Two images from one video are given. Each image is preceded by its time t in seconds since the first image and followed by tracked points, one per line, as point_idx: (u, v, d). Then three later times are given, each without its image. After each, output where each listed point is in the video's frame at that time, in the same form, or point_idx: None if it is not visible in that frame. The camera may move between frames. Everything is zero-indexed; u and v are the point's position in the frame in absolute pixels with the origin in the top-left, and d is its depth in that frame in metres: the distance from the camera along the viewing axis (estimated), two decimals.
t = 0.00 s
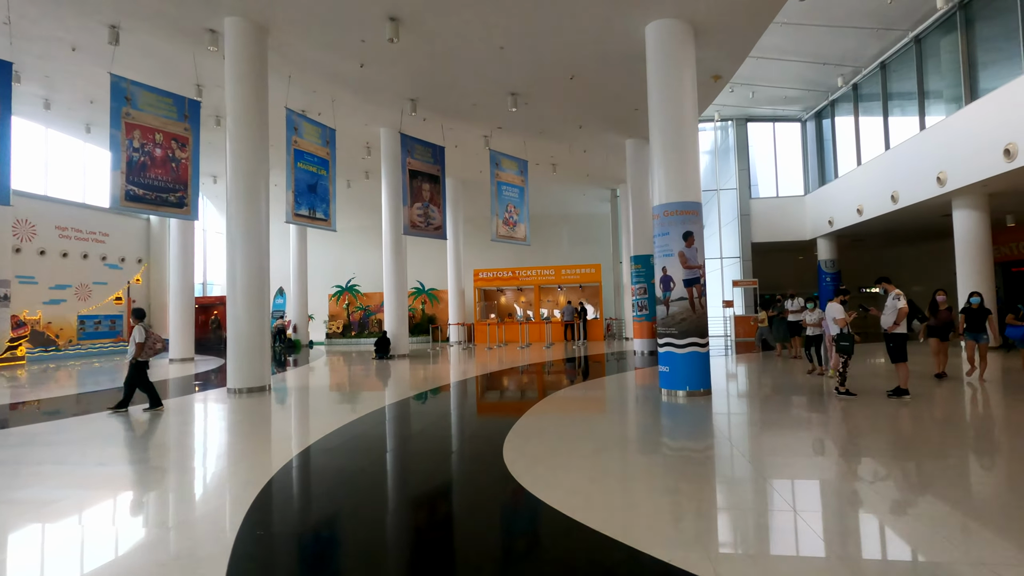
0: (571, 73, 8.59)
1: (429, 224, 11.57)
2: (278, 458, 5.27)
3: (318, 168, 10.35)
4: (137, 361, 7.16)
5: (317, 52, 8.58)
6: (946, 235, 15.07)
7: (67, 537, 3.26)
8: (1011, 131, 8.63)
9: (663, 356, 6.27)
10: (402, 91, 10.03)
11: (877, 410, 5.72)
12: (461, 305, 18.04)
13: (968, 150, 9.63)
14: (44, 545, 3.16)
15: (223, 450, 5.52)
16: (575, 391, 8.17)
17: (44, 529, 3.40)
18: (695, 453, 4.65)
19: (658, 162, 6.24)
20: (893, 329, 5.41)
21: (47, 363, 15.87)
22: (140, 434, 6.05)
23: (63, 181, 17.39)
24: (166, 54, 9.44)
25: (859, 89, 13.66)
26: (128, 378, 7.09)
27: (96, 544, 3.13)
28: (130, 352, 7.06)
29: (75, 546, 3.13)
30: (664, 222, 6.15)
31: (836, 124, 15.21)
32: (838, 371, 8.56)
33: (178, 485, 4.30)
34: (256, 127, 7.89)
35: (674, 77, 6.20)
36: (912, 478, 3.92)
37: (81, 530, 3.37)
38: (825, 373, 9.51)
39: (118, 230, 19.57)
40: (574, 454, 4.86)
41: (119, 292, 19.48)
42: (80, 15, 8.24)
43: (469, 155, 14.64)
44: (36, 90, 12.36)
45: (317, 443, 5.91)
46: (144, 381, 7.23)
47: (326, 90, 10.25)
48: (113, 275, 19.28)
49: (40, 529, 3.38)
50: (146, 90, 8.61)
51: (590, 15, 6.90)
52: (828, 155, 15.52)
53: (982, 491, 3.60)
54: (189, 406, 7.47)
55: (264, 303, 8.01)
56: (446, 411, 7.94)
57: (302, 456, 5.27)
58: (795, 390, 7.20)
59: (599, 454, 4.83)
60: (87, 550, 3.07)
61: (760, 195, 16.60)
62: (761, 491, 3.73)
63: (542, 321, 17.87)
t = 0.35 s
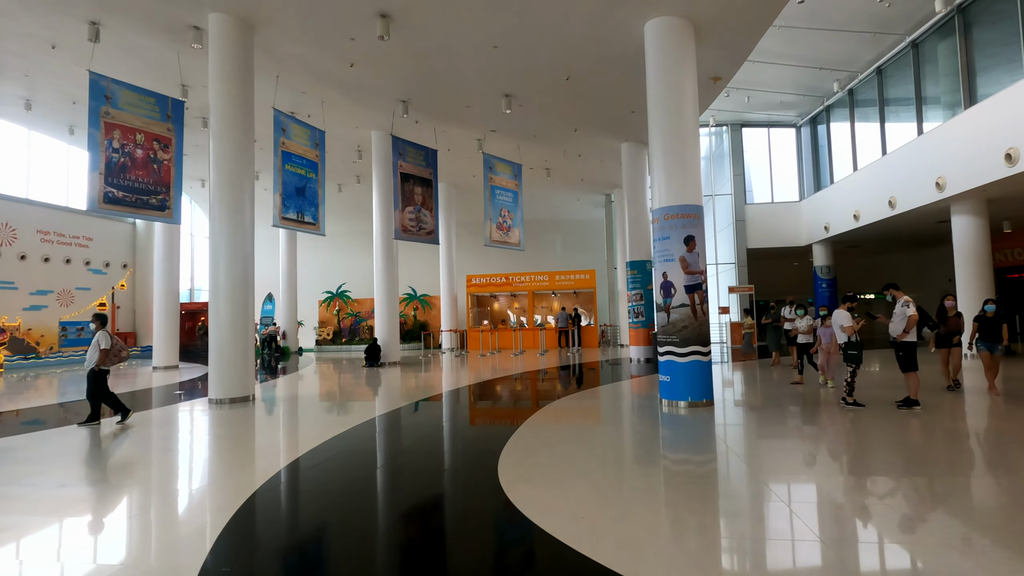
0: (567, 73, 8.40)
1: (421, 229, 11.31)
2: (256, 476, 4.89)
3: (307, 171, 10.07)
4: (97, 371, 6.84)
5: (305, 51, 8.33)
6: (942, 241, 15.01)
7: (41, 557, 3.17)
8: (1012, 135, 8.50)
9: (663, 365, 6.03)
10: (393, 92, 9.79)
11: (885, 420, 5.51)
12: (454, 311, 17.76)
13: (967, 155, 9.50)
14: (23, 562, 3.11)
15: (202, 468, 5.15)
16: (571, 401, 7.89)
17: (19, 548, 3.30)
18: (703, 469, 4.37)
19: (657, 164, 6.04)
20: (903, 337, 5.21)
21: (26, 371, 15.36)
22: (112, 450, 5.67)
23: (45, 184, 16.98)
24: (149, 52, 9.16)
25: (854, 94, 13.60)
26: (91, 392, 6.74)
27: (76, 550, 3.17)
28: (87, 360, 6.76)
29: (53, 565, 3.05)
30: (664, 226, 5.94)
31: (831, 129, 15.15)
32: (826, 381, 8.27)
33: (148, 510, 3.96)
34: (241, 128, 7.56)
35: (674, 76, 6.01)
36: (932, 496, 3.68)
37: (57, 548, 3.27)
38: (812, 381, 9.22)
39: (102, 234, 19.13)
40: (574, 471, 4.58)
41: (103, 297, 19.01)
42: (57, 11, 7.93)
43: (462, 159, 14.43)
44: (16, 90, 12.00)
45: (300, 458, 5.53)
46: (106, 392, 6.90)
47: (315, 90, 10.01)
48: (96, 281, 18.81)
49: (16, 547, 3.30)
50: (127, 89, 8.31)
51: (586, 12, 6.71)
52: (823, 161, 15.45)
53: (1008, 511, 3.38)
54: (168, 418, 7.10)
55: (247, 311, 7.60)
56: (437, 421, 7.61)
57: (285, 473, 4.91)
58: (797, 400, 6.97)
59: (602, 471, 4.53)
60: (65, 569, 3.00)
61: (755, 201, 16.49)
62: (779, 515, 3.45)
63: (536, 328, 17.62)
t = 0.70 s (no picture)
0: (560, 82, 8.24)
1: (408, 239, 11.02)
2: (225, 501, 4.49)
3: (291, 178, 9.75)
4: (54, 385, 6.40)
5: (291, 54, 8.09)
6: (928, 258, 15.12)
7: None
8: (1004, 151, 8.47)
9: (660, 382, 5.80)
10: (381, 99, 9.57)
11: (889, 440, 5.31)
12: (441, 324, 17.43)
13: (960, 171, 9.47)
14: None
15: (169, 492, 4.73)
16: (562, 419, 7.60)
17: None
18: (708, 495, 4.10)
19: (654, 173, 5.86)
20: (907, 354, 5.03)
21: None
22: (67, 473, 5.20)
23: (19, 190, 16.40)
24: (128, 53, 8.83)
25: (843, 111, 13.70)
26: (44, 408, 6.31)
27: None
28: (42, 374, 6.35)
29: None
30: (662, 237, 5.74)
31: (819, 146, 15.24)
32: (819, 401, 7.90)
33: (102, 545, 3.56)
34: (222, 133, 7.18)
35: (672, 84, 5.85)
36: (957, 526, 3.43)
37: None
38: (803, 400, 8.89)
39: (78, 242, 18.52)
40: (572, 498, 4.24)
41: (77, 308, 18.35)
42: (30, 8, 7.60)
43: (451, 169, 14.24)
44: None
45: (276, 481, 5.12)
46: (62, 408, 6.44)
47: (301, 96, 9.75)
48: (70, 290, 18.15)
49: None
50: (102, 90, 7.97)
51: (581, 19, 6.56)
52: (812, 177, 15.52)
53: None
54: (134, 437, 6.61)
55: (224, 325, 7.11)
56: (423, 440, 7.22)
57: (258, 499, 4.50)
58: (795, 418, 6.77)
59: (599, 497, 4.22)
60: None
61: (744, 216, 16.47)
62: (795, 549, 3.18)
63: (525, 342, 17.33)
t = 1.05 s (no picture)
0: (561, 78, 8.03)
1: (404, 241, 10.76)
2: (210, 516, 4.21)
3: (284, 178, 9.50)
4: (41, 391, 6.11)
5: (284, 51, 7.87)
6: (929, 262, 14.99)
7: None
8: (1012, 151, 8.28)
9: (667, 389, 5.56)
10: (377, 98, 9.36)
11: (907, 449, 5.08)
12: (438, 328, 17.17)
13: (967, 172, 9.27)
14: None
15: (150, 506, 4.45)
16: (562, 426, 7.35)
17: None
18: (723, 509, 3.84)
19: (660, 171, 5.65)
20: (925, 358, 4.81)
21: None
22: (40, 486, 4.90)
23: (8, 193, 16.11)
24: (116, 50, 8.60)
25: (846, 112, 13.55)
26: (21, 412, 6.01)
27: None
28: (25, 381, 6.04)
29: None
30: (668, 237, 5.53)
31: (821, 148, 15.09)
32: (823, 408, 7.48)
33: (71, 567, 3.29)
34: (211, 132, 6.91)
35: (678, 79, 5.65)
36: (992, 543, 3.18)
37: None
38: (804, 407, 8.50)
39: (69, 246, 18.22)
40: (577, 512, 3.99)
41: (67, 312, 18.01)
42: (12, 2, 7.36)
43: (448, 171, 14.02)
44: None
45: (264, 492, 4.83)
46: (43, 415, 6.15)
47: (295, 94, 9.52)
48: (60, 294, 17.81)
49: None
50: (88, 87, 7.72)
51: (583, 12, 6.34)
52: (813, 179, 15.36)
53: None
54: (116, 446, 6.32)
55: (212, 330, 6.83)
56: (419, 447, 6.95)
57: (244, 512, 4.23)
58: (804, 425, 6.54)
59: (608, 511, 3.96)
60: None
61: (745, 219, 16.29)
62: (822, 571, 2.92)
63: (523, 346, 17.08)
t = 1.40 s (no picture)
0: (556, 71, 7.81)
1: (395, 240, 10.47)
2: (182, 528, 3.91)
3: (271, 175, 9.20)
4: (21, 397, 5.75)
5: (270, 42, 7.59)
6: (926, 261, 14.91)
7: None
8: (1015, 147, 8.12)
9: (667, 392, 5.33)
10: (367, 92, 9.09)
11: (918, 453, 4.87)
12: (431, 329, 16.91)
13: (968, 169, 9.11)
14: None
15: (121, 516, 4.16)
16: (558, 429, 7.11)
17: None
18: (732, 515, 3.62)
19: (660, 165, 5.42)
20: (936, 360, 4.62)
21: None
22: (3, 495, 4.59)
23: None
24: (95, 41, 8.29)
25: (843, 110, 13.41)
26: None
27: None
28: (5, 387, 5.64)
29: None
30: (669, 233, 5.30)
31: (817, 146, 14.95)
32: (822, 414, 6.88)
33: None
34: (192, 125, 6.61)
35: (678, 69, 5.44)
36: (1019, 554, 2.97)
37: None
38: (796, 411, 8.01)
39: (52, 246, 17.78)
40: (576, 520, 3.74)
41: (50, 313, 17.55)
42: None
43: (440, 169, 13.77)
44: None
45: (243, 501, 4.53)
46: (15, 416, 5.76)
47: (282, 88, 9.24)
48: (43, 295, 17.37)
49: None
50: (64, 78, 7.40)
51: None
52: (810, 178, 15.23)
53: None
54: (90, 452, 6.00)
55: (192, 332, 6.52)
56: (411, 451, 6.67)
57: (220, 524, 3.93)
58: (807, 428, 6.33)
59: (611, 518, 3.72)
60: None
61: (741, 218, 16.11)
62: None
63: (517, 347, 16.84)
